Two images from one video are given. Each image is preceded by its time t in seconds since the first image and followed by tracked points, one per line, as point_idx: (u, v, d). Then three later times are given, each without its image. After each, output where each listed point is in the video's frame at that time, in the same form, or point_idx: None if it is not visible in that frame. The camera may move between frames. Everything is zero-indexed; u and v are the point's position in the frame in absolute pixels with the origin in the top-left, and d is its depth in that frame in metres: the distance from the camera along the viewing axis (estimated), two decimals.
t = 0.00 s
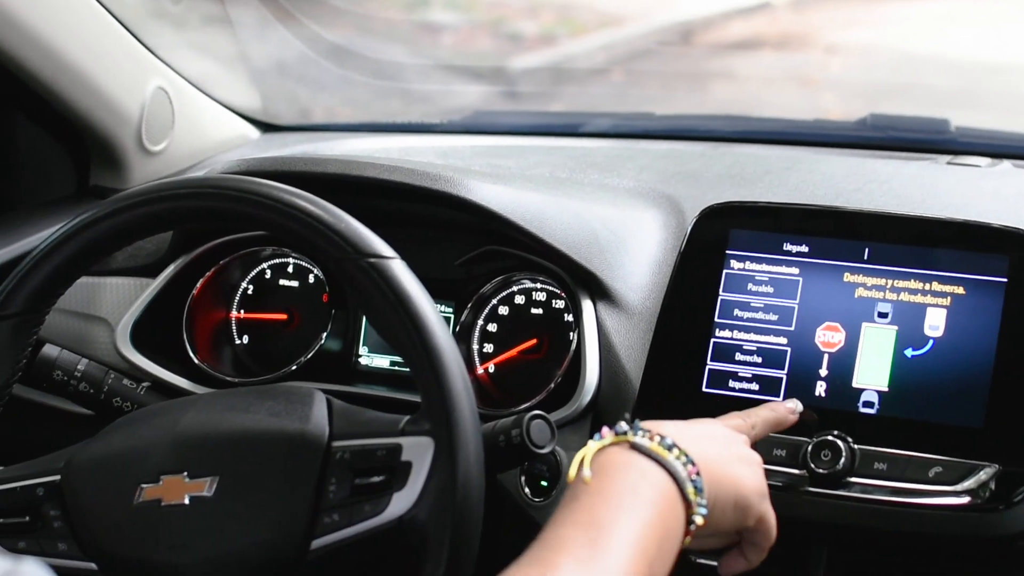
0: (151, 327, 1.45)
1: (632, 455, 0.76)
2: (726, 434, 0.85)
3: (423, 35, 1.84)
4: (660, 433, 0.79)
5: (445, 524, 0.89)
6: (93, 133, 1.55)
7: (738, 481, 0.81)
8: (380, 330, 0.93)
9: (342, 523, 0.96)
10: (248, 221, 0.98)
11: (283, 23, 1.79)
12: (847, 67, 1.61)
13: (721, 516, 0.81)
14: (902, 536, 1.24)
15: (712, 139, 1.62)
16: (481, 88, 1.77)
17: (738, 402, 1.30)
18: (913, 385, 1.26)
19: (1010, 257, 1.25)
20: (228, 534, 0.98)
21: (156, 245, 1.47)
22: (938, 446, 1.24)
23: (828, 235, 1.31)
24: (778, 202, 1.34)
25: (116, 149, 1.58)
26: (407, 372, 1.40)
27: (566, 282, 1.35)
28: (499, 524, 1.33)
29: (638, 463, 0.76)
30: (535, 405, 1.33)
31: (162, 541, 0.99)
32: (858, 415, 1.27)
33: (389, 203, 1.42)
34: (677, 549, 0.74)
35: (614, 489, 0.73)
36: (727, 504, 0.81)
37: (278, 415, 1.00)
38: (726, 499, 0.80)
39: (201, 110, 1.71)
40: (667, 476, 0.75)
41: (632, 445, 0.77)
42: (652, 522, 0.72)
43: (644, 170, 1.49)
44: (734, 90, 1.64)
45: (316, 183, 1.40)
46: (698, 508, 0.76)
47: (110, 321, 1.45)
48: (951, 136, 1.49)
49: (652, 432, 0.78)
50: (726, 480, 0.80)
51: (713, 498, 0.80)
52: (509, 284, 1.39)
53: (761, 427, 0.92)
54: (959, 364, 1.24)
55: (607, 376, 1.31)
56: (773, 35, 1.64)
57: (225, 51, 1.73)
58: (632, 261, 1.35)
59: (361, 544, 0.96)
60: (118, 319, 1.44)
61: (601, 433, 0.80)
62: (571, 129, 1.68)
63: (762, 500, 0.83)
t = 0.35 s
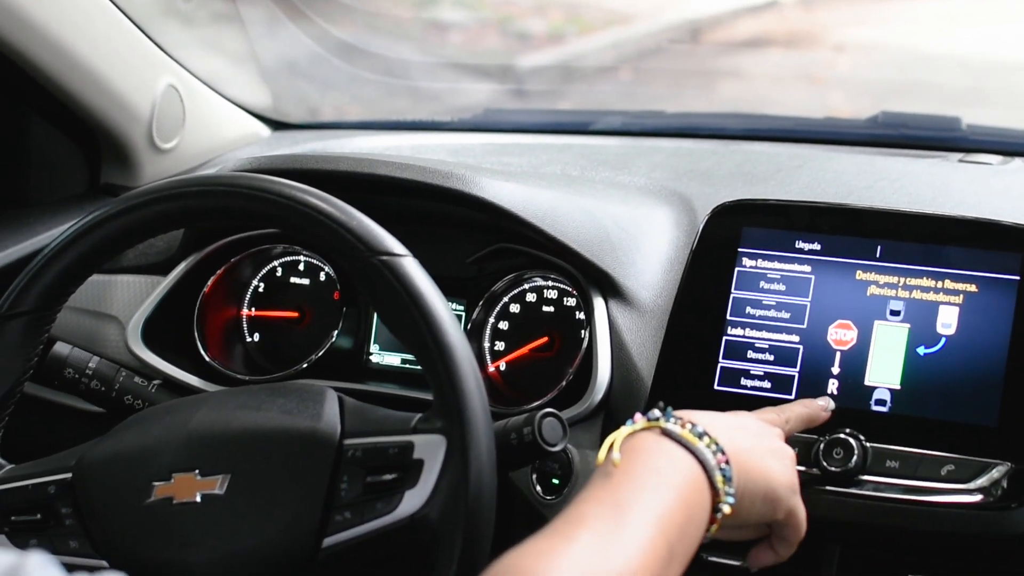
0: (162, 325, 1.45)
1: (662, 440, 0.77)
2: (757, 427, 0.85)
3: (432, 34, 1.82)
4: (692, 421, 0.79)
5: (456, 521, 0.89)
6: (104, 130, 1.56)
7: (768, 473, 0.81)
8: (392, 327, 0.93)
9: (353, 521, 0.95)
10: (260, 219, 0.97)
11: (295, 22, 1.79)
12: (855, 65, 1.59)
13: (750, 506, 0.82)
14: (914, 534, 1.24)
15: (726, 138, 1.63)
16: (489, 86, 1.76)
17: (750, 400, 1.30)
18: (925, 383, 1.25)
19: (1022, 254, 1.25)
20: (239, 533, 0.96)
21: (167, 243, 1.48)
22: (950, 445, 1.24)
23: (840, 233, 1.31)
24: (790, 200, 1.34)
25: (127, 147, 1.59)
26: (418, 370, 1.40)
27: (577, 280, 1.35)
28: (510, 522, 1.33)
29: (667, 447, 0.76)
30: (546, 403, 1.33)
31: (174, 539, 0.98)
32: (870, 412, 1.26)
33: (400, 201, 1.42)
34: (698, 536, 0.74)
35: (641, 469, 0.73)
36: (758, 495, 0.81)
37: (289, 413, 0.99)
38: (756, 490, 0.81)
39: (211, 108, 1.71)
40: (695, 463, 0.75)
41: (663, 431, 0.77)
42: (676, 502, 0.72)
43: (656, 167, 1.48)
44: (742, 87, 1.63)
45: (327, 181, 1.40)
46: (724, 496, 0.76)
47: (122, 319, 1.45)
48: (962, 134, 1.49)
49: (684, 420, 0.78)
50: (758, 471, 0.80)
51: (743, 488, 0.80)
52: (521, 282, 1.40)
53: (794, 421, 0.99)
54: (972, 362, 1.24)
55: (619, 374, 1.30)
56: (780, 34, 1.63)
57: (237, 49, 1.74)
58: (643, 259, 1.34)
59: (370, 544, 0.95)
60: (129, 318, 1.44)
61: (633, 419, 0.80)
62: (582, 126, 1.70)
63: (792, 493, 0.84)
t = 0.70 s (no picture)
0: (167, 323, 1.46)
1: (659, 437, 0.77)
2: (756, 421, 0.86)
3: (438, 33, 1.81)
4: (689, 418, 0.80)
5: (456, 520, 0.89)
6: (110, 128, 1.57)
7: (768, 469, 0.82)
8: (395, 325, 0.93)
9: (355, 519, 0.95)
10: (263, 217, 0.97)
11: (298, 20, 1.79)
12: (861, 63, 1.59)
13: (749, 502, 0.82)
14: (916, 532, 1.24)
15: (730, 136, 1.64)
16: (495, 85, 1.77)
17: (752, 398, 1.30)
18: (927, 382, 1.25)
19: None
20: (242, 530, 0.97)
21: (172, 241, 1.49)
22: (952, 443, 1.24)
23: (843, 232, 1.31)
24: (792, 199, 1.34)
25: (132, 146, 1.59)
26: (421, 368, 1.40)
27: (580, 278, 1.35)
28: (512, 519, 1.33)
29: (664, 444, 0.76)
30: (549, 401, 1.33)
31: (176, 537, 0.98)
32: (871, 410, 1.27)
33: (404, 199, 1.43)
34: (696, 532, 0.74)
35: (639, 466, 0.74)
36: (756, 491, 0.81)
37: (292, 410, 0.99)
38: (755, 486, 0.81)
39: (215, 107, 1.71)
40: (693, 459, 0.76)
41: (661, 428, 0.78)
42: (674, 497, 0.72)
43: (659, 166, 1.49)
44: (747, 87, 1.64)
45: (331, 180, 1.41)
46: (723, 492, 0.76)
47: (126, 317, 1.46)
48: (966, 133, 1.49)
49: (681, 416, 0.79)
50: (757, 467, 0.81)
51: (743, 484, 0.80)
52: (524, 280, 1.40)
53: (793, 413, 1.03)
54: (974, 360, 1.24)
55: (621, 372, 1.31)
56: (788, 33, 1.63)
57: (241, 47, 1.75)
58: (646, 258, 1.35)
59: (371, 540, 0.95)
60: (132, 315, 1.45)
61: (630, 417, 0.80)
62: (586, 124, 1.71)
63: (790, 488, 0.84)
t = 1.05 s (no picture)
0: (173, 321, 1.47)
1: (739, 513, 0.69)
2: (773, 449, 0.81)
3: (442, 30, 1.85)
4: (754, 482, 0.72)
5: (460, 520, 0.89)
6: (114, 127, 1.57)
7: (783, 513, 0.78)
8: (399, 324, 0.93)
9: (360, 518, 0.96)
10: (268, 215, 0.97)
11: (302, 18, 1.80)
12: (867, 60, 1.62)
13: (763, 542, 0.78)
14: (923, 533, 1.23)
15: (735, 134, 1.61)
16: (500, 83, 1.76)
17: (757, 397, 1.30)
18: (932, 381, 1.25)
19: None
20: (247, 528, 0.97)
21: (175, 240, 1.49)
22: (957, 442, 1.24)
23: (848, 230, 1.31)
24: (798, 197, 1.34)
25: (137, 144, 1.59)
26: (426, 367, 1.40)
27: (585, 277, 1.35)
28: (515, 517, 1.34)
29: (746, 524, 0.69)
30: (554, 400, 1.33)
31: (181, 536, 0.98)
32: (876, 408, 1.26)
33: (409, 198, 1.43)
34: None
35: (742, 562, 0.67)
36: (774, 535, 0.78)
37: (295, 409, 0.98)
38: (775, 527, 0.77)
39: (219, 105, 1.71)
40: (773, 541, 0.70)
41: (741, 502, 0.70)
42: None
43: (664, 164, 1.49)
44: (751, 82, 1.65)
45: (335, 178, 1.42)
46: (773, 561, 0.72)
47: (130, 315, 1.46)
48: (970, 132, 1.47)
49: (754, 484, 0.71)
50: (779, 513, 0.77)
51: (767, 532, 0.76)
52: (529, 279, 1.40)
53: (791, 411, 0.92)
54: (979, 359, 1.24)
55: (626, 371, 1.31)
56: (792, 31, 1.68)
57: (246, 45, 1.74)
58: (652, 256, 1.34)
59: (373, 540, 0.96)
60: (137, 313, 1.46)
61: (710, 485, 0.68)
62: (590, 123, 1.68)
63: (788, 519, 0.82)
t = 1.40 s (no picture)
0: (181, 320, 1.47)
1: None
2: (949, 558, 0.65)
3: (449, 29, 1.83)
4: None
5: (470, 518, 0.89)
6: (122, 125, 1.57)
7: None
8: (409, 323, 0.93)
9: (368, 518, 0.94)
10: (277, 214, 0.97)
11: (310, 16, 1.79)
12: (873, 60, 1.62)
13: None
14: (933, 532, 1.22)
15: (743, 133, 1.62)
16: (507, 82, 1.76)
17: (767, 396, 1.30)
18: (942, 381, 1.25)
19: None
20: (256, 528, 0.95)
21: (184, 239, 1.49)
22: (967, 442, 1.23)
23: (858, 229, 1.31)
24: (807, 196, 1.34)
25: (145, 142, 1.59)
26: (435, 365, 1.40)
27: (595, 277, 1.35)
28: (525, 516, 1.35)
29: None
30: (562, 400, 1.33)
31: (190, 536, 0.97)
32: (887, 408, 1.26)
33: (417, 196, 1.44)
34: None
35: None
36: None
37: (305, 408, 0.98)
38: None
39: (227, 103, 1.71)
40: None
41: None
42: None
43: (673, 164, 1.49)
44: (759, 81, 1.64)
45: (343, 177, 1.43)
46: None
47: (138, 314, 1.46)
48: (979, 131, 1.47)
49: None
50: None
51: None
52: (538, 278, 1.41)
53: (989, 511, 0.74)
54: (989, 359, 1.24)
55: (635, 370, 1.30)
56: (797, 31, 1.67)
57: (254, 44, 1.75)
58: (660, 256, 1.35)
59: (383, 541, 0.94)
60: (145, 312, 1.46)
61: None
62: (598, 122, 1.70)
63: None
